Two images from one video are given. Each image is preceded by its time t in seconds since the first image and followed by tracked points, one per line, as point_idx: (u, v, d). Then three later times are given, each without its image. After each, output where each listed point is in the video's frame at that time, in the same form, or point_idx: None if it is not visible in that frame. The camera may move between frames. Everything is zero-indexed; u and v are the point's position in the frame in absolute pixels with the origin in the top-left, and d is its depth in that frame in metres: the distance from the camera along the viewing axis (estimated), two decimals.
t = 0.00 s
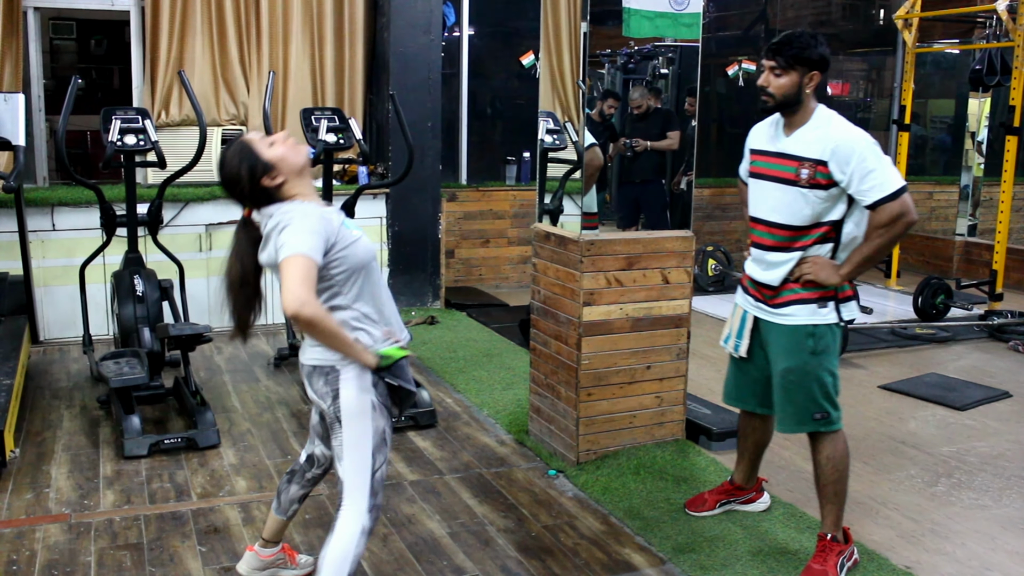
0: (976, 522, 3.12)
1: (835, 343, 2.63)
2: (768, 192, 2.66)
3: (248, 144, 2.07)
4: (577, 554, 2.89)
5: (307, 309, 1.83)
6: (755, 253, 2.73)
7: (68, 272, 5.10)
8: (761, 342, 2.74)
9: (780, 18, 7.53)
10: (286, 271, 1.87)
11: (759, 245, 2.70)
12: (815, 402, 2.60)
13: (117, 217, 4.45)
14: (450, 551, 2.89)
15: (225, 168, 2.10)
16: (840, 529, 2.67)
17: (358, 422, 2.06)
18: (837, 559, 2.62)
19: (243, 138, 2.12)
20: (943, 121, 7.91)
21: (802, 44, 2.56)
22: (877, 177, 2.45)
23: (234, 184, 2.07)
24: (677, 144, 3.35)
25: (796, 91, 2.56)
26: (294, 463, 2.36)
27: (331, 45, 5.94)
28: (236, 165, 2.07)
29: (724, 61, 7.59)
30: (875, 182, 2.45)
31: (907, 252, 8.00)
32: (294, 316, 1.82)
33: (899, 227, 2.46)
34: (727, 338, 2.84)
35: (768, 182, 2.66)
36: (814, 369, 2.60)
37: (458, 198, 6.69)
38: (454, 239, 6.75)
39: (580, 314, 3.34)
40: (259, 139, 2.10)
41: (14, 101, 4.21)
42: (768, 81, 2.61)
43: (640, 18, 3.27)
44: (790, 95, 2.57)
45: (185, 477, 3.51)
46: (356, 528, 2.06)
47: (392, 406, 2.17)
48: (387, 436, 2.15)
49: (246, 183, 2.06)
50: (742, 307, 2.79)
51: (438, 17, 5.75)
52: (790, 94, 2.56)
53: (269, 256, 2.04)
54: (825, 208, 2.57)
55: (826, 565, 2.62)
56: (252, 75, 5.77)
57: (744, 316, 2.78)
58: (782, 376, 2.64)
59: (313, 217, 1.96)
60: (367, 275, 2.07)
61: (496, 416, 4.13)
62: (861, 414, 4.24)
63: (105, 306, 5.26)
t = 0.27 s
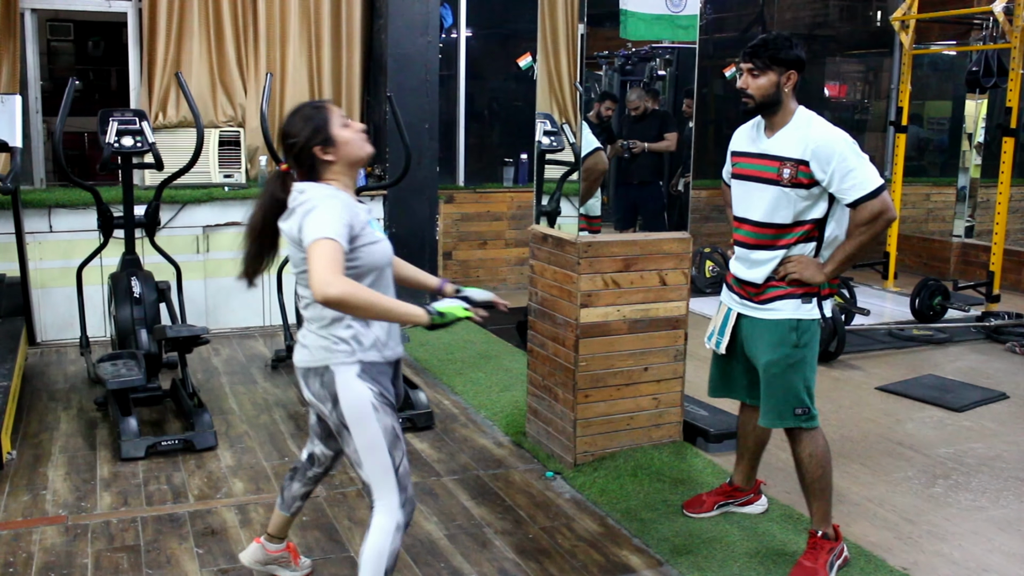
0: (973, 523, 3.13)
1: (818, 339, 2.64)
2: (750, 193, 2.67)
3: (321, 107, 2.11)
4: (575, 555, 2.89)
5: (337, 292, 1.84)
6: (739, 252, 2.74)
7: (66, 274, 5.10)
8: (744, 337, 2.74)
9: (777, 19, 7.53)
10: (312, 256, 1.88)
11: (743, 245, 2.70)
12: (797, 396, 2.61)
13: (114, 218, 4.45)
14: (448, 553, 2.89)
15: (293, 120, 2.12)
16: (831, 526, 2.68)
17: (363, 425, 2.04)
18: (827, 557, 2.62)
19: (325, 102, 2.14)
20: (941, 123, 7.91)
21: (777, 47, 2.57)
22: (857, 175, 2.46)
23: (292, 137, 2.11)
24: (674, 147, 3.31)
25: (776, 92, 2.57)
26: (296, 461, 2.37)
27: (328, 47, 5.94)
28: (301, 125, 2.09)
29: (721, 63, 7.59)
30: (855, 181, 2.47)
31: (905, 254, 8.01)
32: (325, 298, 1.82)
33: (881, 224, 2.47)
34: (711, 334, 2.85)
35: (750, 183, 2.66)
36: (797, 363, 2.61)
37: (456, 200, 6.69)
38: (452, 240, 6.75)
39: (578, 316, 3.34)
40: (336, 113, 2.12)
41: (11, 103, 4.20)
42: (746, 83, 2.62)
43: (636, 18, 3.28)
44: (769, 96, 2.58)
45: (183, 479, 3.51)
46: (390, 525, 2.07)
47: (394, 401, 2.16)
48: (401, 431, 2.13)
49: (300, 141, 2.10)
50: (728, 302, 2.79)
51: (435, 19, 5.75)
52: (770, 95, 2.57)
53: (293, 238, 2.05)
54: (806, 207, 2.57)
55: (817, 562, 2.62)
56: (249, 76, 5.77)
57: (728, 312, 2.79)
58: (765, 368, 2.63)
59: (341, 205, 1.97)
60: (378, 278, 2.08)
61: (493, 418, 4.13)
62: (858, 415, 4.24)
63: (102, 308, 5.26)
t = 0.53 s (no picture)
0: (972, 524, 3.13)
1: (830, 344, 2.64)
2: (755, 196, 2.67)
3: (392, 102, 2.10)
4: (574, 557, 2.89)
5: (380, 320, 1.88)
6: (747, 257, 2.73)
7: (64, 276, 5.09)
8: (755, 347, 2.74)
9: (775, 21, 7.55)
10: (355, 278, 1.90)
11: (750, 249, 2.70)
12: (810, 402, 2.61)
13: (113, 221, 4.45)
14: (447, 555, 2.88)
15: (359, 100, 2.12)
16: (831, 530, 2.68)
17: (379, 429, 2.07)
18: (826, 561, 2.62)
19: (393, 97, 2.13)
20: (938, 124, 7.92)
21: (776, 48, 2.59)
22: (862, 171, 2.46)
23: (352, 115, 2.09)
24: (672, 148, 3.35)
25: (778, 91, 2.58)
26: (330, 459, 2.34)
27: (326, 49, 5.94)
28: (365, 110, 2.08)
29: (719, 64, 7.60)
30: (860, 177, 2.47)
31: (903, 255, 8.01)
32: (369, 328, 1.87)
33: (886, 220, 2.47)
34: (721, 343, 2.85)
35: (755, 186, 2.67)
36: (809, 370, 2.61)
37: (454, 202, 6.69)
38: (449, 242, 6.75)
39: (576, 318, 3.34)
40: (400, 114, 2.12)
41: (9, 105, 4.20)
42: (748, 86, 2.63)
43: (634, 20, 3.28)
44: (772, 96, 2.59)
45: (181, 481, 3.50)
46: (392, 532, 2.10)
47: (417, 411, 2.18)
48: (412, 439, 2.16)
49: (359, 123, 2.08)
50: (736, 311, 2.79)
51: (432, 21, 5.74)
52: (772, 95, 2.58)
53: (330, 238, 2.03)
54: (811, 206, 2.58)
55: (815, 567, 2.62)
56: (247, 78, 5.78)
57: (737, 320, 2.79)
58: (778, 375, 2.63)
59: (384, 213, 1.96)
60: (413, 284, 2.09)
61: (492, 419, 4.13)
62: (857, 417, 4.24)
63: (101, 310, 5.26)
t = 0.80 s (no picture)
0: (968, 526, 3.13)
1: (828, 348, 2.64)
2: (757, 197, 2.68)
3: (423, 108, 2.09)
4: (570, 559, 2.88)
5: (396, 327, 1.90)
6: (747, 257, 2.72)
7: (62, 276, 5.09)
8: (753, 349, 2.76)
9: (773, 23, 7.56)
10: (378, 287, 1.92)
11: (750, 250, 2.70)
12: (806, 405, 2.61)
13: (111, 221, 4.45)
14: (443, 556, 2.88)
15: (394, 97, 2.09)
16: (828, 532, 2.68)
17: (387, 417, 2.07)
18: (823, 563, 2.62)
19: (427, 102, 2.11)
20: (936, 127, 7.93)
21: (783, 51, 2.58)
22: (865, 176, 2.46)
23: (381, 110, 2.07)
24: (670, 150, 3.35)
25: (784, 95, 2.58)
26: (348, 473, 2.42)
27: (324, 50, 5.94)
28: (396, 109, 2.06)
29: (717, 66, 7.60)
30: (863, 182, 2.47)
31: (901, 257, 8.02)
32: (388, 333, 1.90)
33: (886, 227, 2.46)
34: (718, 345, 2.86)
35: (758, 188, 2.68)
36: (805, 373, 2.61)
37: (452, 203, 6.70)
38: (448, 243, 6.75)
39: (574, 319, 3.34)
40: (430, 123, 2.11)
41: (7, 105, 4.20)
42: (755, 88, 2.64)
43: (633, 24, 3.28)
44: (778, 100, 2.59)
45: (178, 481, 3.50)
46: (387, 520, 2.11)
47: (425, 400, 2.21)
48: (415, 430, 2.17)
49: (388, 120, 2.06)
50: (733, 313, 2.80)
51: (431, 22, 5.75)
52: (778, 99, 2.59)
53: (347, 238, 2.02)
54: (813, 210, 2.58)
55: (811, 569, 2.62)
56: (246, 79, 5.78)
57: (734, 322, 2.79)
58: (773, 379, 2.64)
59: (410, 223, 1.96)
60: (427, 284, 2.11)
61: (490, 420, 4.13)
62: (855, 419, 4.24)
63: (98, 310, 5.25)
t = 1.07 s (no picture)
0: (969, 526, 3.13)
1: (822, 348, 2.64)
2: (758, 197, 2.69)
3: (438, 130, 2.12)
4: (571, 559, 2.88)
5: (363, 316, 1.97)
6: (744, 256, 2.73)
7: (62, 278, 5.09)
8: (748, 347, 2.76)
9: (773, 23, 7.56)
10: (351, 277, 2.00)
11: (748, 249, 2.71)
12: (800, 405, 2.60)
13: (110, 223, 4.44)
14: (444, 557, 2.88)
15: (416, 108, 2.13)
16: (828, 533, 2.68)
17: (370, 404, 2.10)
18: (823, 563, 2.63)
19: (444, 121, 2.16)
20: (936, 127, 7.93)
21: (785, 51, 2.58)
22: (864, 177, 2.46)
23: (400, 113, 2.11)
24: (670, 150, 3.35)
25: (785, 95, 2.58)
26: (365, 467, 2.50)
27: (324, 51, 5.94)
28: (413, 119, 2.10)
29: (717, 67, 7.60)
30: (862, 182, 2.47)
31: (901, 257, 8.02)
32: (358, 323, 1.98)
33: (883, 229, 2.45)
34: (717, 343, 2.86)
35: (758, 188, 2.69)
36: (799, 373, 2.61)
37: (452, 204, 6.70)
38: (448, 244, 6.76)
39: (574, 320, 3.33)
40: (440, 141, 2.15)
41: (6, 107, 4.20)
42: (756, 88, 2.63)
43: (631, 24, 3.29)
44: (778, 100, 2.59)
45: (179, 483, 3.50)
46: (380, 504, 2.16)
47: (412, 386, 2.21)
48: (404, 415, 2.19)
49: (402, 125, 2.10)
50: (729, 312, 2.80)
51: (431, 23, 5.75)
52: (779, 98, 2.59)
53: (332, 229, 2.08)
54: (812, 210, 2.58)
55: (811, 569, 2.62)
56: (245, 80, 5.77)
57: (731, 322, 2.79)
58: (768, 379, 2.64)
59: (390, 219, 2.02)
60: (411, 277, 2.14)
61: (490, 421, 4.13)
62: (855, 419, 4.24)
63: (98, 312, 5.25)
